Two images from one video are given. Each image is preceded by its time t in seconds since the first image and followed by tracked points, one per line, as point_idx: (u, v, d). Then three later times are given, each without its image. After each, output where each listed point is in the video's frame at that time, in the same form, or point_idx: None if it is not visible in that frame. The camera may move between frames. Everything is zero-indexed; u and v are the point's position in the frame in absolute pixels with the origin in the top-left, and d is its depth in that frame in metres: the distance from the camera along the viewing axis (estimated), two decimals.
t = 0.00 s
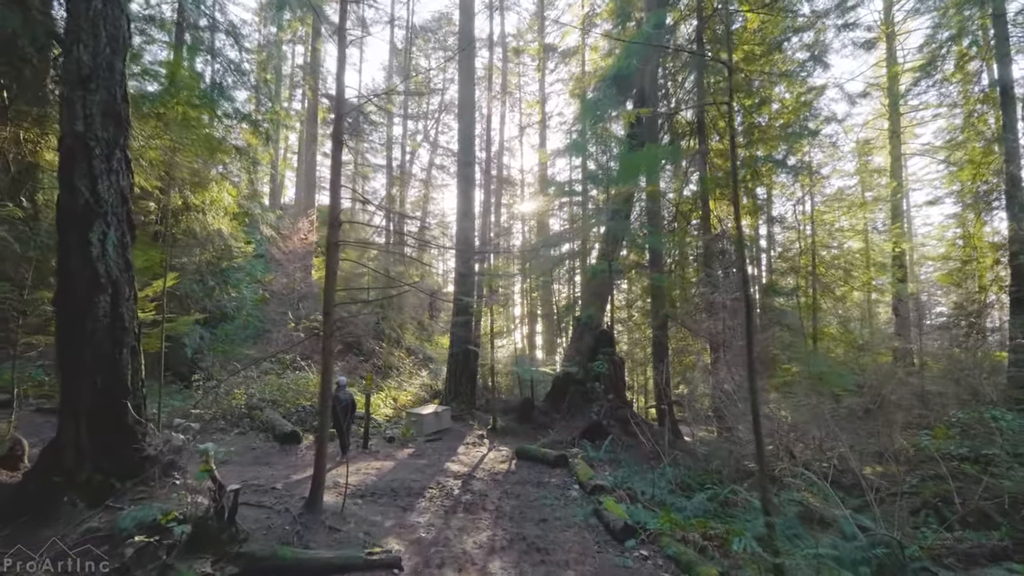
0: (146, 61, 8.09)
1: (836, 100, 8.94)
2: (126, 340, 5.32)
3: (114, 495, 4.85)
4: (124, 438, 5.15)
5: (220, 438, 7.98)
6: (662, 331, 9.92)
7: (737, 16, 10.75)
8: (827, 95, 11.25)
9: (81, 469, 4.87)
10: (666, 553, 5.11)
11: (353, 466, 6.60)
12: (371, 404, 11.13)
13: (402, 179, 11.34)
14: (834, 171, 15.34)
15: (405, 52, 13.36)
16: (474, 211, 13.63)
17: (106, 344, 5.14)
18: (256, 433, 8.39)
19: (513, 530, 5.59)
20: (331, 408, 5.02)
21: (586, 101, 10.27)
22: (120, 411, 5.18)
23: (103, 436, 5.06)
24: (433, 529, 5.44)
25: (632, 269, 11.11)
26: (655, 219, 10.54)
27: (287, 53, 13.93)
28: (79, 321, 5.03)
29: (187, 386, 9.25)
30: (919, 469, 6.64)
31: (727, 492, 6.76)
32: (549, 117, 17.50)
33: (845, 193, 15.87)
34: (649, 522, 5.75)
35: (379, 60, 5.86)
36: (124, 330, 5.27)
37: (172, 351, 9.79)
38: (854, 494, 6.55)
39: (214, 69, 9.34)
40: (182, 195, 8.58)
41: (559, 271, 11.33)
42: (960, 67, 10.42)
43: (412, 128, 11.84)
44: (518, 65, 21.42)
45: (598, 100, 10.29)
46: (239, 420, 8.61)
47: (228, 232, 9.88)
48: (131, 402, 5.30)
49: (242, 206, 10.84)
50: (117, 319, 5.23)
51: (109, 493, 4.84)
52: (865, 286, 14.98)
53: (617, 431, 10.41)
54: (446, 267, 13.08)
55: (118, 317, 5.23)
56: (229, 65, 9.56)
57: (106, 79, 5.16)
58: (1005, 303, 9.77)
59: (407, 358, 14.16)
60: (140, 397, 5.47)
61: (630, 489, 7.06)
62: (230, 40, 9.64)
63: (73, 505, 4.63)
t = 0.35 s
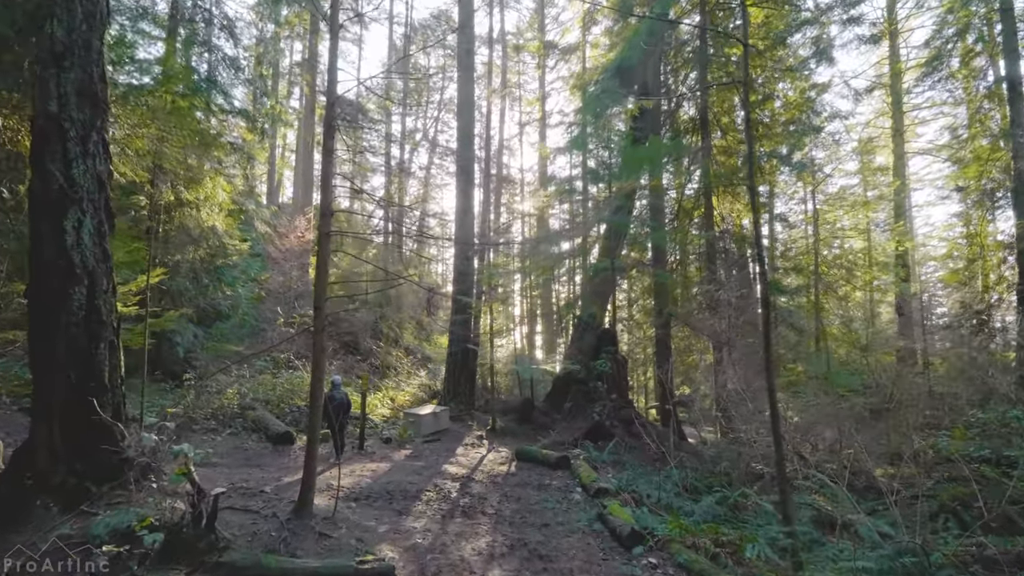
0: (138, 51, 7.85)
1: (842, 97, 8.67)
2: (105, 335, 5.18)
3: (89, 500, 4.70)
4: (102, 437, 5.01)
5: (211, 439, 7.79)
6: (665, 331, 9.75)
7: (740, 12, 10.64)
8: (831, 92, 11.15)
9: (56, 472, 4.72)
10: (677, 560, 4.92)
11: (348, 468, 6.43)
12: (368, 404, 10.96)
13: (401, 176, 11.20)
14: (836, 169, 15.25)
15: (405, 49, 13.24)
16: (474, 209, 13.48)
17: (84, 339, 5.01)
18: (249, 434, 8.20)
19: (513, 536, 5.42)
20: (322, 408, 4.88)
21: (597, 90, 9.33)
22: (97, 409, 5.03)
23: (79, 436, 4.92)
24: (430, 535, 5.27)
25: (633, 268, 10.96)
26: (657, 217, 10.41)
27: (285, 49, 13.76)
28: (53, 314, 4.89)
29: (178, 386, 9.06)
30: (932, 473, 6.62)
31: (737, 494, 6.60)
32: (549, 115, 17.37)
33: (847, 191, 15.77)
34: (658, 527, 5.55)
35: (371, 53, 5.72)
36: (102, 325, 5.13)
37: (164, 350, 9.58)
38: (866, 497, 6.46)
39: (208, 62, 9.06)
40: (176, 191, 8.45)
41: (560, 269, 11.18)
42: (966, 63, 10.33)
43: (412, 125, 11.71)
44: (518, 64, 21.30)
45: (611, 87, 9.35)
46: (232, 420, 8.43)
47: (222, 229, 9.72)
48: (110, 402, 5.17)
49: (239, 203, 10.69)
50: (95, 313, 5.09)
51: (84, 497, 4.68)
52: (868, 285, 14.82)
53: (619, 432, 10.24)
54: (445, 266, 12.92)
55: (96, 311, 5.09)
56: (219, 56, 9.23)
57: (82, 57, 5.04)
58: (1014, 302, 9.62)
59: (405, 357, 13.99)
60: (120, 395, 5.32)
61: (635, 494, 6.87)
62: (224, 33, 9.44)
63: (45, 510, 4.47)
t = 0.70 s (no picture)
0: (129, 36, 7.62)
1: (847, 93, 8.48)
2: (75, 332, 5.00)
3: (58, 507, 4.54)
4: (72, 438, 4.86)
5: (200, 439, 7.62)
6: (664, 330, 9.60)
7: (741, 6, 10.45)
8: (833, 88, 11.01)
9: (23, 477, 4.51)
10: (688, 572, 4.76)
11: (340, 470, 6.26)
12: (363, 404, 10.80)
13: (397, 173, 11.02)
14: (836, 167, 15.13)
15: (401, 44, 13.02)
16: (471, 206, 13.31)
17: (51, 335, 4.80)
18: (239, 434, 8.03)
19: (512, 544, 5.24)
20: (310, 407, 4.69)
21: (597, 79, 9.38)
22: (67, 409, 4.86)
23: (47, 438, 4.71)
24: (424, 542, 5.10)
25: (633, 266, 10.81)
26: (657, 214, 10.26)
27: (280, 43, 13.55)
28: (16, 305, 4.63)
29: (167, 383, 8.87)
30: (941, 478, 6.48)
31: (746, 499, 6.45)
32: (547, 111, 17.19)
33: (847, 189, 15.66)
34: (665, 536, 5.37)
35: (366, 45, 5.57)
36: (71, 320, 4.96)
37: (154, 347, 9.41)
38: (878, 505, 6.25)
39: (201, 56, 8.60)
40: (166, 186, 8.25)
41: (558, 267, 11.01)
42: (969, 60, 10.18)
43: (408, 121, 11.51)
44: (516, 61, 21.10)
45: (613, 75, 9.33)
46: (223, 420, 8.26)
47: (215, 224, 9.54)
48: (81, 402, 5.02)
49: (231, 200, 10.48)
50: (63, 307, 4.88)
51: (53, 503, 4.54)
52: (868, 284, 14.72)
53: (619, 433, 10.08)
54: (442, 264, 12.74)
55: (64, 306, 4.89)
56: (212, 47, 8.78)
57: (51, 33, 4.90)
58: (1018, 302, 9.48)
59: (401, 356, 13.81)
60: (93, 394, 5.20)
61: (639, 498, 6.72)
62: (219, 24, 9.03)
63: (11, 518, 4.24)
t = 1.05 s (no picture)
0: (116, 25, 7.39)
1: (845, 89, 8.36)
2: (38, 321, 4.78)
3: (17, 512, 4.34)
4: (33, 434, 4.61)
5: (185, 439, 7.41)
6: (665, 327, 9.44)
7: None
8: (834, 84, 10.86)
9: None
10: None
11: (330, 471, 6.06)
12: (356, 403, 10.59)
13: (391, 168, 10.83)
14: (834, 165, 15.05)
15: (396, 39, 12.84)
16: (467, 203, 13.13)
17: (12, 326, 4.60)
18: (226, 434, 7.83)
19: (510, 549, 5.05)
20: (295, 404, 4.49)
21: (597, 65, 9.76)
22: (29, 404, 4.64)
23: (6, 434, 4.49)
24: (416, 548, 4.89)
25: (632, 263, 10.64)
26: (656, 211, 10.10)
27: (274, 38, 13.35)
28: None
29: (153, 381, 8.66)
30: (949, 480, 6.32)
31: (757, 502, 6.27)
32: (545, 108, 17.01)
33: (846, 187, 15.56)
34: (674, 541, 5.17)
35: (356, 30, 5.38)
36: (33, 309, 4.73)
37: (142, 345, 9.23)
38: (896, 500, 6.19)
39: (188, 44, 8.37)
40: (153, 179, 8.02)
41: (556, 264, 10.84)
42: (971, 55, 10.04)
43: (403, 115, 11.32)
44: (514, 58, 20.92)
45: (613, 61, 9.62)
46: (211, 420, 8.04)
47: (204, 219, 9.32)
48: (45, 399, 4.78)
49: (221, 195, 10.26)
50: (25, 296, 4.68)
51: (13, 507, 4.34)
52: (868, 281, 14.61)
53: (620, 432, 9.90)
54: (438, 261, 12.55)
55: (25, 294, 4.67)
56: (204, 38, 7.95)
57: None
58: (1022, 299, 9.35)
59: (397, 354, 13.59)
60: (58, 390, 4.94)
61: (643, 499, 6.54)
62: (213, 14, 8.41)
63: None
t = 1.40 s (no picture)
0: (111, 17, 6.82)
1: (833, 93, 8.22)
2: (8, 316, 4.72)
3: None
4: None
5: (175, 442, 7.27)
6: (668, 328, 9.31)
7: None
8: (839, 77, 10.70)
9: None
10: None
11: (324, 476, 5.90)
12: (354, 403, 10.41)
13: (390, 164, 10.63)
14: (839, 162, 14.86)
15: (396, 34, 12.68)
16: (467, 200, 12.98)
17: None
18: (218, 436, 7.65)
19: (513, 561, 4.88)
20: (282, 405, 4.34)
21: (597, 56, 9.59)
22: None
23: None
24: (412, 560, 4.72)
25: (635, 262, 10.47)
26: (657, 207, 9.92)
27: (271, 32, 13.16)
28: None
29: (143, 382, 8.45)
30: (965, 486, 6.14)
31: (772, 508, 6.07)
32: (545, 105, 16.82)
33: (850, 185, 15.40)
34: (689, 553, 4.96)
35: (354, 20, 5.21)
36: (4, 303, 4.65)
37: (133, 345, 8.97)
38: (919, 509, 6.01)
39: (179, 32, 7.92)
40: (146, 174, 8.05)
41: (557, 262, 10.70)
42: (980, 48, 9.88)
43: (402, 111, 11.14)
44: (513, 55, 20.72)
45: (616, 52, 9.44)
46: (201, 421, 7.85)
47: (199, 217, 9.14)
48: (12, 400, 4.62)
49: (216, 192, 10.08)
50: None
51: None
52: (872, 279, 14.42)
53: (626, 433, 9.71)
54: (437, 259, 12.37)
55: None
56: (199, 33, 7.83)
57: None
58: None
59: (395, 354, 13.43)
60: (26, 391, 4.81)
61: (652, 507, 6.37)
62: (208, 9, 8.30)
63: None
